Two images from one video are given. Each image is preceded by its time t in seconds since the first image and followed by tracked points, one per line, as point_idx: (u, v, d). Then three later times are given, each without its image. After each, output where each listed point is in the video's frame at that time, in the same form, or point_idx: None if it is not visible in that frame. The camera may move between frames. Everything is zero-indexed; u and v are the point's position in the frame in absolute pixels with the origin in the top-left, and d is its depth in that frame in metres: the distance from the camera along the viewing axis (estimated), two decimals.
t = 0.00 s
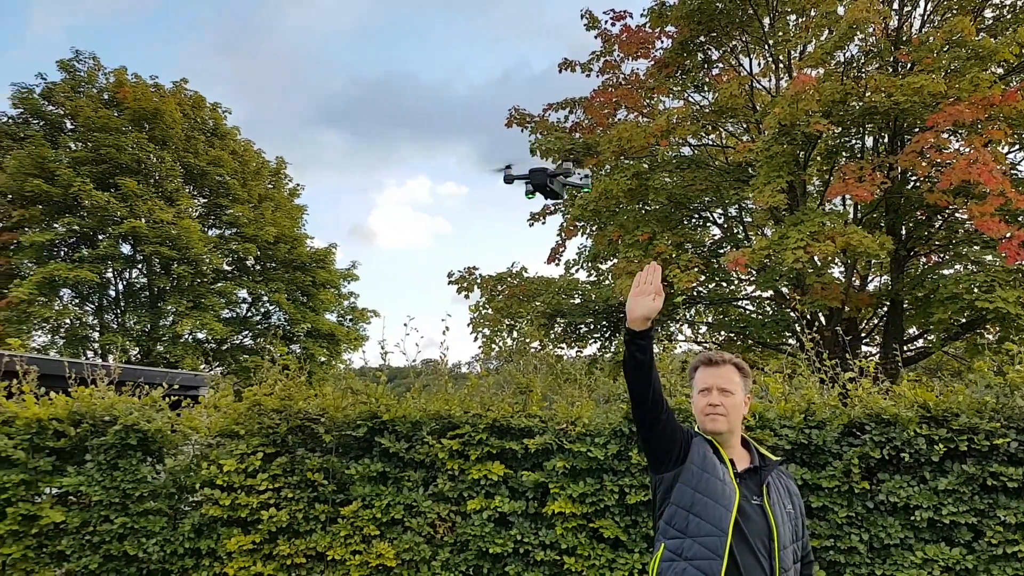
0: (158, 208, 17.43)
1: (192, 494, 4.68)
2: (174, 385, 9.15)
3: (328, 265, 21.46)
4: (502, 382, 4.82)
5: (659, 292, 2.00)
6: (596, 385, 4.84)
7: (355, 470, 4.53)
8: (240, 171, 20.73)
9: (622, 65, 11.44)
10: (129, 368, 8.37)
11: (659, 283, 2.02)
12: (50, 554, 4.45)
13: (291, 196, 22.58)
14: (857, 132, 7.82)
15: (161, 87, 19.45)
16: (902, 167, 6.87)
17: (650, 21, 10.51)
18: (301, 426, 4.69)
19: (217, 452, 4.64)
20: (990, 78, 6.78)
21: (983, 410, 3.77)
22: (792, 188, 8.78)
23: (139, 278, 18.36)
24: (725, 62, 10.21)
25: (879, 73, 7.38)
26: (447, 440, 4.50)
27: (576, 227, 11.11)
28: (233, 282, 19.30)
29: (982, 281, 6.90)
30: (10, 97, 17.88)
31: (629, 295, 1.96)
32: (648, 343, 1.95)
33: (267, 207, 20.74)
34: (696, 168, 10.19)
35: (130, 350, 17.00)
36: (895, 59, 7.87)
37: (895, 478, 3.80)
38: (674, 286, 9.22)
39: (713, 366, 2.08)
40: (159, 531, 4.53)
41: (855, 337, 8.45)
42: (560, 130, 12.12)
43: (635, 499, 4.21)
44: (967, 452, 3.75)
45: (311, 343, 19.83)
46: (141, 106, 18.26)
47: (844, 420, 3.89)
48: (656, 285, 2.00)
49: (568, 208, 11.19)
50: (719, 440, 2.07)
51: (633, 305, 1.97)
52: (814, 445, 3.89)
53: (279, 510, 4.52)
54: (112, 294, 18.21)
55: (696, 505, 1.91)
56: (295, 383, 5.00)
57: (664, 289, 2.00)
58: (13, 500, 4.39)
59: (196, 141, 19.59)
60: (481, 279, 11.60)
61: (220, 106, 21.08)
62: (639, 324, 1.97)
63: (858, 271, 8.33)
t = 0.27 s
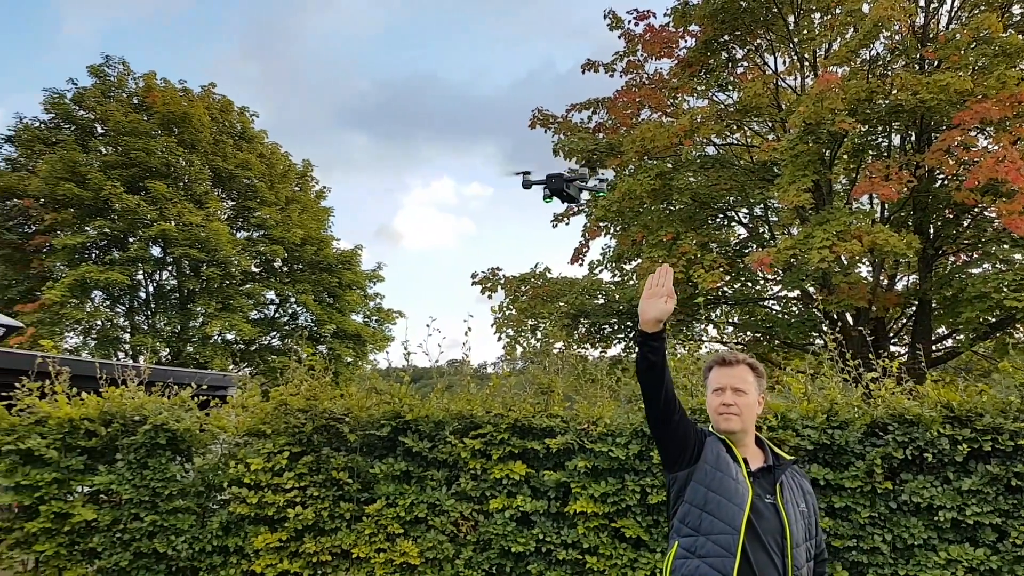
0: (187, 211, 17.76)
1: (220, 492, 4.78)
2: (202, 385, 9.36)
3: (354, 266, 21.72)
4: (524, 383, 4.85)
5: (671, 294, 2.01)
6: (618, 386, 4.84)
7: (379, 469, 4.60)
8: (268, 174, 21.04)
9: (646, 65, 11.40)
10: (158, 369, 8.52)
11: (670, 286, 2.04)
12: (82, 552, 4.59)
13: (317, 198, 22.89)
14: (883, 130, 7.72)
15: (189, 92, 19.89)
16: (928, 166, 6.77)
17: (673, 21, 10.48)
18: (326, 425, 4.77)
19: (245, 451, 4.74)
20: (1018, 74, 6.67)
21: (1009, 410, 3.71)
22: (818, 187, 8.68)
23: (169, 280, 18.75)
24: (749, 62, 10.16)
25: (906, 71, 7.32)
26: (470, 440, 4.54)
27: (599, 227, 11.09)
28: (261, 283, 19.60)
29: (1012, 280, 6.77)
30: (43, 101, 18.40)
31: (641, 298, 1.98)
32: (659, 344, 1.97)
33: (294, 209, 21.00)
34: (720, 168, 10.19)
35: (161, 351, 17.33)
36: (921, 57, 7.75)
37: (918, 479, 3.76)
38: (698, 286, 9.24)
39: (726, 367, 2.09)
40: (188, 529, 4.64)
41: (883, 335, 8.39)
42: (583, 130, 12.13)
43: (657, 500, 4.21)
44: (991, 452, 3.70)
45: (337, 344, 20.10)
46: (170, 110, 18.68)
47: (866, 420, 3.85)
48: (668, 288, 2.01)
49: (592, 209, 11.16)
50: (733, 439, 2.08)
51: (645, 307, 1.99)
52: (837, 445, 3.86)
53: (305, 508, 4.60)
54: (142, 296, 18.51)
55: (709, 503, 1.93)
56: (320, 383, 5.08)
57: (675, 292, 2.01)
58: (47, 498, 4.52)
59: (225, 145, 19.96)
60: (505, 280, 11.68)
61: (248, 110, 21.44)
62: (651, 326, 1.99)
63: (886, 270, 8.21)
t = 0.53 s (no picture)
0: (224, 214, 18.18)
1: (252, 491, 4.88)
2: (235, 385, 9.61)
3: (386, 268, 22.00)
4: (550, 383, 4.87)
5: (678, 295, 2.00)
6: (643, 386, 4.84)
7: (407, 469, 4.66)
8: (301, 178, 21.42)
9: (676, 64, 11.35)
10: (193, 370, 8.74)
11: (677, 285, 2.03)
12: (118, 550, 4.76)
13: (350, 201, 23.22)
14: (917, 127, 7.71)
15: (225, 98, 20.42)
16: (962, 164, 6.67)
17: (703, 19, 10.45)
18: (354, 425, 4.85)
19: (276, 450, 4.84)
20: None
21: None
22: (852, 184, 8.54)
23: (207, 283, 19.02)
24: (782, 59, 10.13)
25: (938, 68, 7.30)
26: (495, 440, 4.58)
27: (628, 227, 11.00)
28: (296, 285, 19.96)
29: None
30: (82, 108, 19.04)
31: (647, 299, 1.98)
32: (666, 344, 1.97)
33: (327, 212, 21.32)
34: (752, 167, 10.18)
35: (198, 353, 17.77)
36: (956, 54, 7.66)
37: (947, 479, 3.70)
38: (729, 286, 9.35)
39: (736, 365, 2.09)
40: (220, 527, 4.76)
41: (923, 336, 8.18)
42: (612, 130, 12.11)
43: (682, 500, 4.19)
44: (1022, 452, 3.64)
45: (370, 345, 20.37)
46: (206, 116, 19.30)
47: (894, 421, 3.78)
48: (675, 288, 2.01)
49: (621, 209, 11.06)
50: (743, 438, 2.08)
51: (652, 308, 2.00)
52: (864, 446, 3.79)
53: (334, 507, 4.69)
54: (180, 299, 18.93)
55: (719, 502, 1.93)
56: (349, 383, 5.17)
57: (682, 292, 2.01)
58: (84, 497, 4.70)
59: (259, 150, 20.41)
60: (534, 281, 11.73)
61: (283, 115, 21.89)
62: (658, 327, 1.98)
63: (922, 269, 8.06)
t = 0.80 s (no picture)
0: (263, 218, 18.59)
1: (286, 489, 4.99)
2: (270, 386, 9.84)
3: (421, 269, 22.22)
4: (578, 383, 4.87)
5: (685, 296, 2.01)
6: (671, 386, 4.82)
7: (436, 468, 4.71)
8: (338, 181, 21.75)
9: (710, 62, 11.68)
10: (229, 371, 8.95)
11: (685, 287, 2.03)
12: (156, 547, 4.94)
13: (386, 203, 23.50)
14: (958, 123, 7.61)
15: (264, 103, 20.90)
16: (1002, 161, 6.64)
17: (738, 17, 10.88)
18: (385, 425, 4.92)
19: (309, 449, 4.94)
20: None
21: None
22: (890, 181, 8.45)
23: (246, 285, 19.37)
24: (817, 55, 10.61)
25: (977, 62, 7.31)
26: (523, 440, 4.60)
27: (662, 226, 10.94)
28: (333, 287, 20.31)
29: None
30: (125, 115, 19.64)
31: (655, 301, 1.98)
32: (674, 346, 1.98)
33: (364, 215, 21.61)
34: (788, 165, 10.19)
35: (239, 354, 18.25)
36: (996, 49, 7.70)
37: (981, 480, 3.64)
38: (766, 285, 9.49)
39: (747, 366, 2.09)
40: (255, 525, 4.88)
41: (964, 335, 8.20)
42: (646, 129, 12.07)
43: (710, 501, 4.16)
44: None
45: (407, 346, 20.61)
46: (246, 121, 19.74)
47: (926, 421, 3.70)
48: (683, 289, 2.01)
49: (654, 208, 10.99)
50: (754, 438, 2.08)
51: (659, 310, 2.00)
52: (896, 447, 3.72)
53: (365, 506, 4.78)
54: (221, 301, 19.38)
55: (728, 501, 1.94)
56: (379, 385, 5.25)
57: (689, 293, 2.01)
58: (123, 496, 4.88)
59: (297, 154, 20.83)
60: (568, 281, 11.81)
61: (320, 119, 22.33)
62: (665, 328, 1.99)
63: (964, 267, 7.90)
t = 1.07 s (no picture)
0: (290, 221, 18.84)
1: (310, 490, 5.07)
2: (296, 388, 9.98)
3: (447, 271, 22.32)
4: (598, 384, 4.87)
5: (689, 301, 2.02)
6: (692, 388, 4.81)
7: (457, 469, 4.75)
8: (365, 184, 21.93)
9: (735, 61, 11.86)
10: (254, 373, 9.08)
11: (689, 292, 2.04)
12: (183, 547, 5.07)
13: (412, 205, 23.66)
14: (988, 120, 7.70)
15: (291, 107, 21.23)
16: None
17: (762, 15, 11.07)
18: (406, 426, 4.97)
19: (332, 451, 5.02)
20: None
21: None
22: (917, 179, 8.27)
23: (274, 288, 19.80)
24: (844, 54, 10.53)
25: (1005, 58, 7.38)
26: (543, 441, 4.62)
27: (687, 227, 10.88)
28: (359, 289, 20.52)
29: None
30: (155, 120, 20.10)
31: (659, 306, 1.99)
32: (679, 350, 2.00)
33: (389, 217, 21.76)
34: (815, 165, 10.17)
35: (269, 355, 18.63)
36: None
37: (1005, 482, 3.56)
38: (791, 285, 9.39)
39: (754, 368, 2.09)
40: (280, 525, 4.97)
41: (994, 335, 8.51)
42: (670, 130, 12.08)
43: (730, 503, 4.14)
44: None
45: (433, 347, 20.76)
46: (273, 125, 20.08)
47: (948, 422, 3.65)
48: (686, 294, 2.02)
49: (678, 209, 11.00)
50: (761, 440, 2.08)
51: (663, 316, 2.01)
52: (918, 448, 3.66)
53: (388, 506, 4.84)
54: (250, 304, 19.68)
55: (735, 502, 1.95)
56: (401, 387, 5.30)
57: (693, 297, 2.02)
58: (152, 496, 5.03)
59: (324, 157, 21.02)
60: (592, 282, 11.82)
61: (347, 123, 22.59)
62: (670, 333, 2.01)
63: (995, 266, 7.76)
